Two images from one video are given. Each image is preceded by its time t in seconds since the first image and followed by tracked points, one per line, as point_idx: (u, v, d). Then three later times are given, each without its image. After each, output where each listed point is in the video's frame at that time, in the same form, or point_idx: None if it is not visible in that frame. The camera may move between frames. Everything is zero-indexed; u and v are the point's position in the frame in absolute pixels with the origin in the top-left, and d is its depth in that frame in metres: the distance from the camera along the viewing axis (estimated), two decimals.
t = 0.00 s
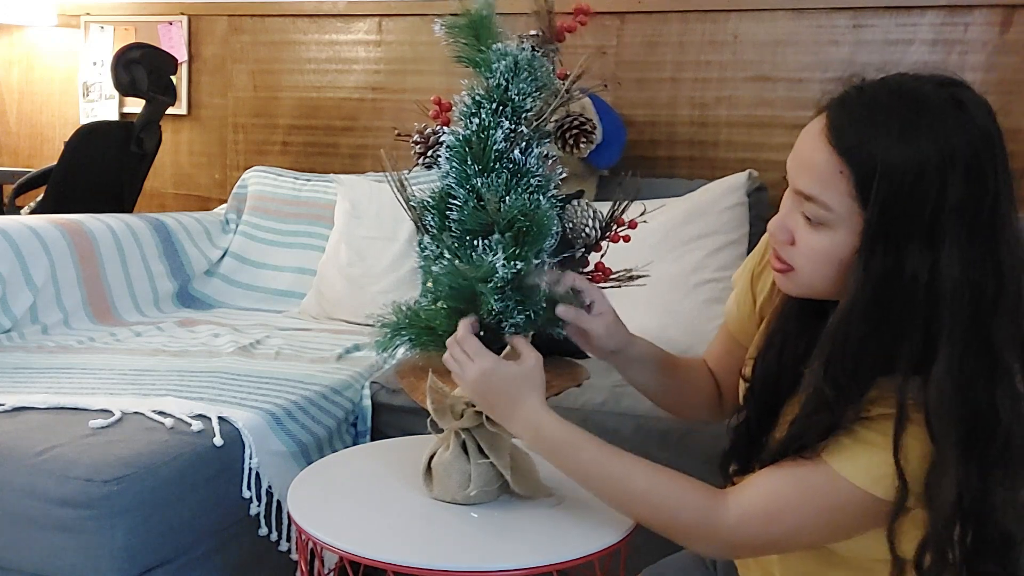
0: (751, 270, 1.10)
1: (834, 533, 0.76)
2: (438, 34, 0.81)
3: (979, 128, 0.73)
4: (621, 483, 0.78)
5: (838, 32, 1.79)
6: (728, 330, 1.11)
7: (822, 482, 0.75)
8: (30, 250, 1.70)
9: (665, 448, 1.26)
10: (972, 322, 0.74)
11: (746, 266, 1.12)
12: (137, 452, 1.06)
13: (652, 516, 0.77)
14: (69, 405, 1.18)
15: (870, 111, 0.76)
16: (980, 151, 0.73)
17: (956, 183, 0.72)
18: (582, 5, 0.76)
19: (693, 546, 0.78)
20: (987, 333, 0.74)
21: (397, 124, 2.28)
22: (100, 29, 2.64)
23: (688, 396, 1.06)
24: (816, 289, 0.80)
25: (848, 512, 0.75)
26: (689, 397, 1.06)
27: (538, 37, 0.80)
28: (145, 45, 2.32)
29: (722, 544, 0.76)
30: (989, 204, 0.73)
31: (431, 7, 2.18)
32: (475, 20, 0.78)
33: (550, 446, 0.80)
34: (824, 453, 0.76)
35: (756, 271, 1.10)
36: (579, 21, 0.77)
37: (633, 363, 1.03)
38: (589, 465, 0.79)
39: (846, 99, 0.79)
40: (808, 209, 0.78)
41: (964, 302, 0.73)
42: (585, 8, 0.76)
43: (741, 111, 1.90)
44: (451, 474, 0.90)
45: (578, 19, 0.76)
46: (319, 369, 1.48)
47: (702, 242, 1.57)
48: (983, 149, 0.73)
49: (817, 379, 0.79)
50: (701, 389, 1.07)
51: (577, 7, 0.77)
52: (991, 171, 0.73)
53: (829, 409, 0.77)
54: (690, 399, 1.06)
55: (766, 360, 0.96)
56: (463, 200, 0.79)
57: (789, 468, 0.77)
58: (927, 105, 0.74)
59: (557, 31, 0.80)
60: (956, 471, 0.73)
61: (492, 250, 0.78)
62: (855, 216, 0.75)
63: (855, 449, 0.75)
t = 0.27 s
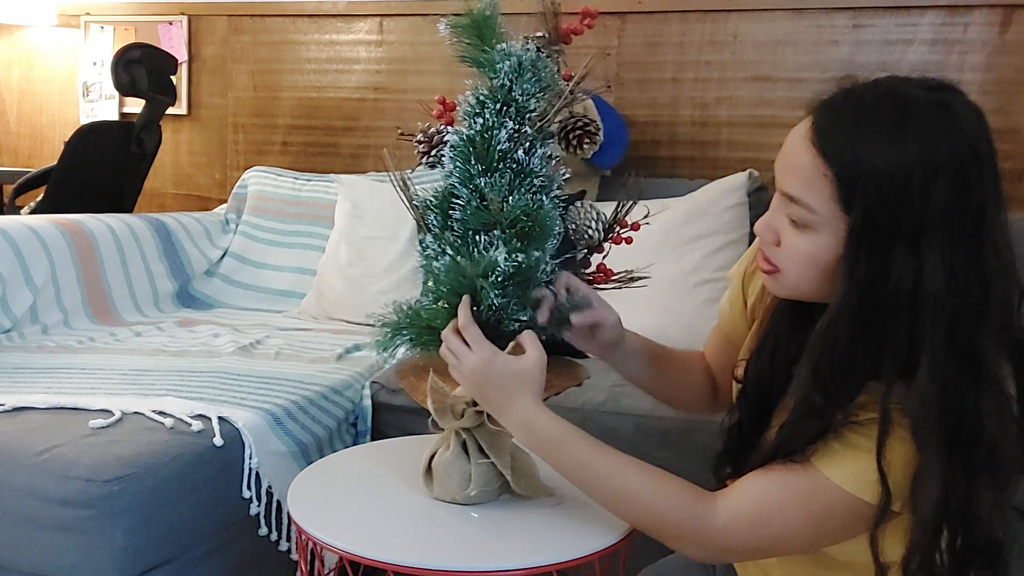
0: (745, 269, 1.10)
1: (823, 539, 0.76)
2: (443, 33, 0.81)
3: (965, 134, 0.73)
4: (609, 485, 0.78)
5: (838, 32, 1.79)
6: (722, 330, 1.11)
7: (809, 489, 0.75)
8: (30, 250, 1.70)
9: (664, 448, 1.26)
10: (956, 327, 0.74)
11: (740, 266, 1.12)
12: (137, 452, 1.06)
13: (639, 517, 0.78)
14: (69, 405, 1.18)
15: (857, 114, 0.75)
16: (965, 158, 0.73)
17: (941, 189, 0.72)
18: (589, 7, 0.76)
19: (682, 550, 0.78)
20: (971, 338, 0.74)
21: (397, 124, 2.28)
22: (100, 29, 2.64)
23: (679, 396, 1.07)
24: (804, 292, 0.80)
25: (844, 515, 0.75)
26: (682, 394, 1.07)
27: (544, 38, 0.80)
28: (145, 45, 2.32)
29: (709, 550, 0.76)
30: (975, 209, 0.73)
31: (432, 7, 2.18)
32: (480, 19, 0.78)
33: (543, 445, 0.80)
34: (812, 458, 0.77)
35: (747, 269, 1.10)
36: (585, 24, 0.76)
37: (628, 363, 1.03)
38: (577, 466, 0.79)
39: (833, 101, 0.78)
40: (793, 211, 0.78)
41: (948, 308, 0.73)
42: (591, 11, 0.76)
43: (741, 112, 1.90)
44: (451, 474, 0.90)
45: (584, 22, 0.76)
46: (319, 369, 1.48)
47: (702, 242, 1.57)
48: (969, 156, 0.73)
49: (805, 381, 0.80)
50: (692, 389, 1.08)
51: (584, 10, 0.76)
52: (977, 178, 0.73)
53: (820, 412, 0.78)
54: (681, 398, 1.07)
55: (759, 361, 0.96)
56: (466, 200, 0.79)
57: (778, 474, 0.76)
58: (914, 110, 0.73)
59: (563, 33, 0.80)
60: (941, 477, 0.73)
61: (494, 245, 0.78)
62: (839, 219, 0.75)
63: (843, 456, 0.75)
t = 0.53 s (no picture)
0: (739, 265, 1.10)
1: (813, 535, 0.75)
2: (435, 34, 0.81)
3: (943, 131, 0.73)
4: (604, 479, 0.77)
5: (838, 32, 1.79)
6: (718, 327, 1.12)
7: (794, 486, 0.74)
8: (30, 250, 1.70)
9: (664, 448, 1.26)
10: (936, 324, 0.74)
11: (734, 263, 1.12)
12: (137, 452, 1.06)
13: (631, 511, 0.77)
14: (69, 405, 1.18)
15: (837, 111, 0.75)
16: (944, 153, 0.72)
17: (919, 185, 0.72)
18: (579, 6, 0.75)
19: (674, 547, 0.77)
20: (951, 335, 0.74)
21: (397, 124, 2.28)
22: (100, 29, 2.64)
23: (675, 391, 1.10)
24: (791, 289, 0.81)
25: (839, 513, 0.75)
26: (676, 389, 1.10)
27: (537, 37, 0.80)
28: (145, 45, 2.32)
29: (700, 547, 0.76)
30: (953, 207, 0.73)
31: (432, 6, 2.18)
32: (473, 21, 0.78)
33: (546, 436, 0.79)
34: (801, 455, 0.77)
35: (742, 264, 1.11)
36: (575, 22, 0.76)
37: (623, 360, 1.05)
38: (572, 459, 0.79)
39: (815, 98, 0.78)
40: (776, 208, 0.79)
41: (927, 305, 0.73)
42: (581, 10, 0.75)
43: (741, 111, 1.90)
44: (451, 474, 0.90)
45: (575, 21, 0.76)
46: (319, 369, 1.48)
47: (702, 242, 1.57)
48: (947, 151, 0.73)
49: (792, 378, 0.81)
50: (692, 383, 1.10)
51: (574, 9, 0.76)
52: (955, 174, 0.73)
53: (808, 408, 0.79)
54: (675, 394, 1.10)
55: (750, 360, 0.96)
56: (461, 200, 0.79)
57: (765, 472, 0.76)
58: (892, 106, 0.73)
59: (555, 32, 0.79)
60: (921, 475, 0.73)
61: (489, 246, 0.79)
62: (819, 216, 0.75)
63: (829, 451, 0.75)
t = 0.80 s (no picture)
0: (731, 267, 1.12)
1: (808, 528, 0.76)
2: (435, 34, 0.81)
3: (947, 110, 0.77)
4: (608, 466, 0.78)
5: (839, 32, 1.79)
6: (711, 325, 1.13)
7: (791, 476, 0.75)
8: (30, 250, 1.70)
9: (665, 448, 1.26)
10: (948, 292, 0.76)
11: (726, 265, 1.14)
12: (137, 452, 1.06)
13: (633, 500, 0.78)
14: (69, 405, 1.18)
15: (853, 88, 0.79)
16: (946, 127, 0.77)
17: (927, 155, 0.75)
18: (579, 4, 0.75)
19: (673, 538, 0.78)
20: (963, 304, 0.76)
21: (397, 124, 2.28)
22: (100, 29, 2.64)
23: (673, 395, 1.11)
24: (823, 268, 0.80)
25: (837, 499, 0.75)
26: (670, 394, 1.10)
27: (536, 36, 0.80)
28: (145, 45, 2.32)
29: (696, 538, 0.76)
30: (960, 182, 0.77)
31: (432, 6, 2.18)
32: (473, 20, 0.78)
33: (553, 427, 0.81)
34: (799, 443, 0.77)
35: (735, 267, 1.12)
36: (575, 20, 0.76)
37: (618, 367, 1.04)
38: (578, 446, 0.79)
39: (831, 80, 0.82)
40: (830, 176, 0.78)
41: (937, 274, 0.76)
42: (581, 7, 0.75)
43: (741, 112, 1.90)
44: (451, 474, 0.90)
45: (575, 19, 0.75)
46: (319, 369, 1.48)
47: (701, 242, 1.57)
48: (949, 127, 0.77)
49: (808, 354, 0.81)
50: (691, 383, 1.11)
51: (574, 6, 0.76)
52: (957, 148, 0.77)
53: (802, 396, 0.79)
54: (671, 397, 1.11)
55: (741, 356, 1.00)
56: (461, 200, 0.79)
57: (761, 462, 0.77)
58: (904, 84, 0.78)
59: (554, 31, 0.79)
60: (934, 448, 0.73)
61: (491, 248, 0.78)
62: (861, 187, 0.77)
63: (825, 438, 0.76)
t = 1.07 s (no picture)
0: (723, 267, 1.14)
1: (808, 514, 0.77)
2: (442, 33, 0.81)
3: (936, 100, 0.81)
4: (605, 465, 0.79)
5: (839, 32, 1.79)
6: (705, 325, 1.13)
7: (791, 462, 0.76)
8: (30, 250, 1.70)
9: (665, 447, 1.26)
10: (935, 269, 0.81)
11: (718, 266, 1.16)
12: (137, 451, 1.05)
13: (636, 497, 0.78)
14: (68, 405, 1.18)
15: (855, 73, 0.82)
16: (941, 116, 0.81)
17: (927, 141, 0.79)
18: (588, 7, 0.76)
19: (675, 530, 0.78)
20: (948, 281, 0.81)
21: (397, 124, 2.28)
22: (100, 29, 2.64)
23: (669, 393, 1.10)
24: (841, 251, 0.81)
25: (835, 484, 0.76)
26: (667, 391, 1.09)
27: (544, 37, 0.80)
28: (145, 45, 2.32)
29: (699, 528, 0.77)
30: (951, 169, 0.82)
31: (432, 7, 2.18)
32: (481, 20, 0.78)
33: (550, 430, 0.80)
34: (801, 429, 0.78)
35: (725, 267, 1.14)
36: (584, 24, 0.76)
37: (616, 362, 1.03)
38: (576, 447, 0.79)
39: (828, 66, 0.84)
40: (849, 156, 0.79)
41: (939, 258, 0.81)
42: (590, 10, 0.76)
43: (741, 112, 1.90)
44: (451, 474, 0.90)
45: (584, 21, 0.76)
46: (319, 369, 1.48)
47: (701, 242, 1.57)
48: (943, 116, 0.82)
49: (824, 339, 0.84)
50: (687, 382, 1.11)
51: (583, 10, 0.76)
52: (950, 136, 0.82)
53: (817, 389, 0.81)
54: (670, 396, 1.10)
55: (738, 350, 1.01)
56: (466, 200, 0.79)
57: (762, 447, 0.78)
58: (903, 72, 0.81)
59: (562, 33, 0.80)
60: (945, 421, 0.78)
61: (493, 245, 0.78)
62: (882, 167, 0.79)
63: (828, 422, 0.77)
